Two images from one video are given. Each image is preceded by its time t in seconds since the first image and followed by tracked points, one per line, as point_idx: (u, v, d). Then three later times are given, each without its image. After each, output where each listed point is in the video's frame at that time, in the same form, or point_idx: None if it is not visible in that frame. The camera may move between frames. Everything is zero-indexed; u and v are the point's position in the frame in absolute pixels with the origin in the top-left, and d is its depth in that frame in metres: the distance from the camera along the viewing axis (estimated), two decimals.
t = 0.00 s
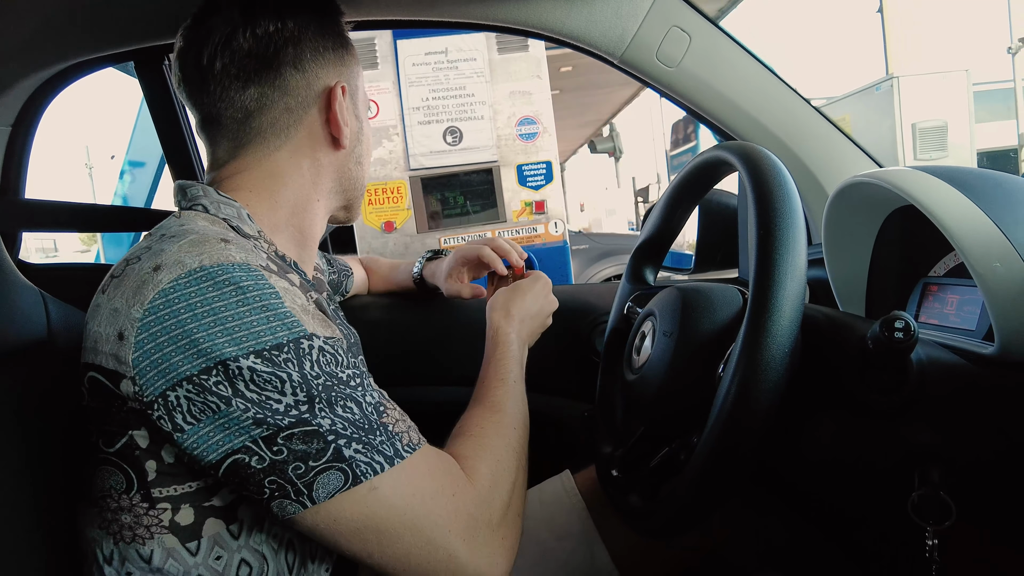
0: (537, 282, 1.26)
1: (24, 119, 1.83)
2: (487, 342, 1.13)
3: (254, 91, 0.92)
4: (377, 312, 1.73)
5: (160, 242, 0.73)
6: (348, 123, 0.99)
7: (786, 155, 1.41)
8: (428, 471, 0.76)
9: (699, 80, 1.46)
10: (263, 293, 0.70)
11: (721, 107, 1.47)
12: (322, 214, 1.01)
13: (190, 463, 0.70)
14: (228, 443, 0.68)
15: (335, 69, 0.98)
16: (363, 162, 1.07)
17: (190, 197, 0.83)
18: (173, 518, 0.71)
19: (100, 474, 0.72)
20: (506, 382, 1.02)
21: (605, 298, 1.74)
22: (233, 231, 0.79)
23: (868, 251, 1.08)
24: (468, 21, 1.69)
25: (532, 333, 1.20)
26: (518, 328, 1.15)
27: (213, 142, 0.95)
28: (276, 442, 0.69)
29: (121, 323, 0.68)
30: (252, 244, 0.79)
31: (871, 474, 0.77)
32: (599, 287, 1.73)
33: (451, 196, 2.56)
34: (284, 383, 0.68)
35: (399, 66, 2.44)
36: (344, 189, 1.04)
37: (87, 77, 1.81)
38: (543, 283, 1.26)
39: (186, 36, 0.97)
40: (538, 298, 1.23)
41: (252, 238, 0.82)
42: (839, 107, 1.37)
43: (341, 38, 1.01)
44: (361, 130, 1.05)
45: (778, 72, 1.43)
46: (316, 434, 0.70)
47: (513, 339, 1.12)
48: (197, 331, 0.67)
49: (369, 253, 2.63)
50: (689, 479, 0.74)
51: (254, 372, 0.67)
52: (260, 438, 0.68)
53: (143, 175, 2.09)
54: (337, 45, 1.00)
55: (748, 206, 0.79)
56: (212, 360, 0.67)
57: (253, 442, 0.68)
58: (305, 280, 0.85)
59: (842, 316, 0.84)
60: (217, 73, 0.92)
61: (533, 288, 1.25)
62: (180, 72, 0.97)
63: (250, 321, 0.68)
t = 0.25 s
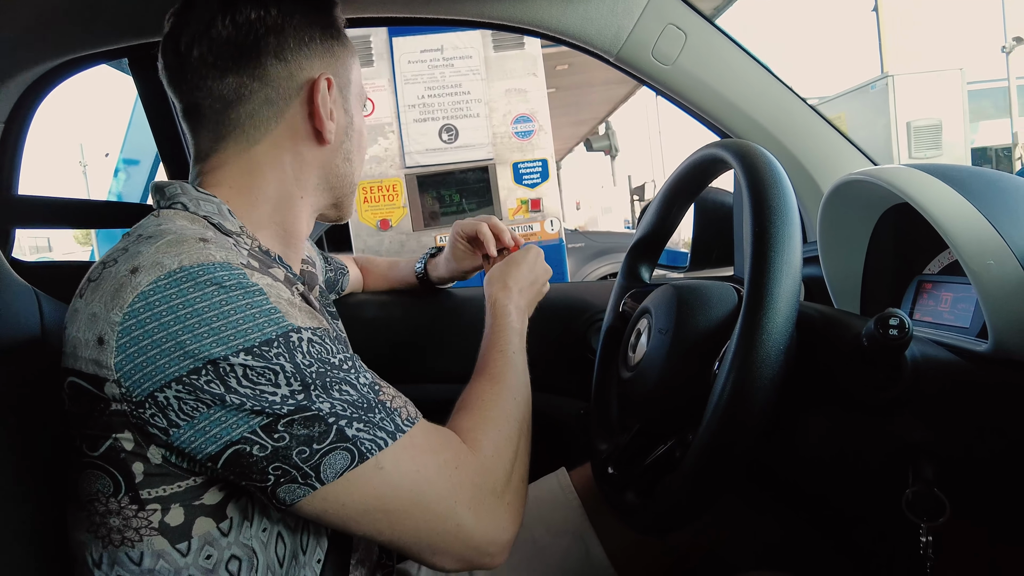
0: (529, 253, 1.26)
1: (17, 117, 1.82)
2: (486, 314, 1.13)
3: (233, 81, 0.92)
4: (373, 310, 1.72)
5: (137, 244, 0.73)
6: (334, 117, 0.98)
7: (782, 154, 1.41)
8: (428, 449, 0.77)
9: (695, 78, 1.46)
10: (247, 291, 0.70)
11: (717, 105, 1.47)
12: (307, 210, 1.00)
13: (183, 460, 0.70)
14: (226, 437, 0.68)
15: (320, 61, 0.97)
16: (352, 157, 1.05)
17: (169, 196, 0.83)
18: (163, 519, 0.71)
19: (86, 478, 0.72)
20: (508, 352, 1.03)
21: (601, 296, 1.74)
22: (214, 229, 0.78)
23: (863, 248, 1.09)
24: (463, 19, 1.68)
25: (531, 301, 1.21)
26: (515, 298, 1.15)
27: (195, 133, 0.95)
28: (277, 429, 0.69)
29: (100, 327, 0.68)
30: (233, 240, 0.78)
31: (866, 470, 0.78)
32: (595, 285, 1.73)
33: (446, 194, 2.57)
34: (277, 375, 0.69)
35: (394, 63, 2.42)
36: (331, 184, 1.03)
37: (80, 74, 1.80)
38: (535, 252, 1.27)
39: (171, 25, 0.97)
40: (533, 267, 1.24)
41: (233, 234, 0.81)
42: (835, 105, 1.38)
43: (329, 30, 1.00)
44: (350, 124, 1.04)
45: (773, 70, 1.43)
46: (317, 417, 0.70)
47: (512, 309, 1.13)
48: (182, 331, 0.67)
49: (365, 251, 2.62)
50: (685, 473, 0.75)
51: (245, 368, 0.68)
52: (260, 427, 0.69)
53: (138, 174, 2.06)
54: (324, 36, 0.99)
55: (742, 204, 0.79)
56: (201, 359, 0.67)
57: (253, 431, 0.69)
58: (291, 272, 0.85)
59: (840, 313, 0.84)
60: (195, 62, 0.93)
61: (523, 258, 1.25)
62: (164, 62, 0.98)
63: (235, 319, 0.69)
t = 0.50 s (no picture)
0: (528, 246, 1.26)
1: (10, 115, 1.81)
2: (485, 315, 1.14)
3: (206, 72, 0.90)
4: (368, 308, 1.72)
5: (125, 245, 0.72)
6: (310, 110, 0.93)
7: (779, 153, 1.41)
8: (422, 450, 0.77)
9: (692, 76, 1.46)
10: (239, 294, 0.70)
11: (715, 104, 1.47)
12: (291, 207, 0.98)
13: (173, 463, 0.70)
14: (219, 439, 0.68)
15: (299, 50, 0.92)
16: (341, 152, 1.00)
17: (157, 193, 0.83)
18: (158, 520, 0.70)
19: (80, 479, 0.71)
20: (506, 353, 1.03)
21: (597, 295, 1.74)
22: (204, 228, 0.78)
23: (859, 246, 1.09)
24: (460, 17, 1.68)
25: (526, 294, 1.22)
26: (511, 297, 1.15)
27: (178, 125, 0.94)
28: (270, 431, 0.69)
29: (89, 331, 0.68)
30: (223, 240, 0.78)
31: (860, 468, 0.78)
32: (591, 283, 1.74)
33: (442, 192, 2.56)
34: (270, 377, 0.69)
35: (391, 61, 2.41)
36: (316, 181, 0.99)
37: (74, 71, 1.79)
38: (533, 250, 1.26)
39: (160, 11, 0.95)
40: (529, 260, 1.24)
41: (223, 233, 0.81)
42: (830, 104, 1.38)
43: (313, 14, 0.94)
44: (341, 116, 0.98)
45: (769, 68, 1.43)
46: (310, 419, 0.70)
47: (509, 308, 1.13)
48: (173, 335, 0.67)
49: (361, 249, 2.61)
50: (684, 468, 0.74)
51: (238, 371, 0.68)
52: (253, 429, 0.69)
53: (133, 172, 2.05)
54: (305, 22, 0.92)
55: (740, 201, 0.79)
56: (192, 364, 0.67)
57: (246, 434, 0.69)
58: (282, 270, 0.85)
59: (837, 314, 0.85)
60: (170, 52, 0.91)
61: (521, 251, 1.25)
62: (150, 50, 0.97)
63: (227, 322, 0.68)
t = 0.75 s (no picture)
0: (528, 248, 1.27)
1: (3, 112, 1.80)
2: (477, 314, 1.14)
3: (171, 66, 0.90)
4: (364, 305, 1.72)
5: (106, 250, 0.72)
6: (269, 101, 0.91)
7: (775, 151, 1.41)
8: (412, 451, 0.77)
9: (688, 73, 1.46)
10: (222, 300, 0.70)
11: (710, 101, 1.47)
12: (268, 205, 0.97)
13: (157, 468, 0.70)
14: (203, 444, 0.68)
15: (259, 40, 0.89)
16: (312, 147, 0.97)
17: (140, 194, 0.82)
18: (146, 525, 0.70)
19: (67, 485, 0.71)
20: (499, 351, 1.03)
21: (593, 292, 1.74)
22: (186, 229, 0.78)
23: (854, 245, 1.08)
24: (455, 14, 1.68)
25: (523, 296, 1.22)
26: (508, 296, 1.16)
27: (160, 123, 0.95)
28: (255, 436, 0.69)
29: (70, 337, 0.68)
30: (206, 242, 0.78)
31: (854, 465, 0.78)
32: (587, 281, 1.74)
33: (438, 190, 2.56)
34: (254, 382, 0.69)
35: (386, 58, 2.43)
36: (288, 177, 0.96)
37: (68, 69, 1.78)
38: (533, 250, 1.27)
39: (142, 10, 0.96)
40: (528, 263, 1.25)
41: (208, 234, 0.81)
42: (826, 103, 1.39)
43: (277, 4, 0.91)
44: (310, 109, 0.95)
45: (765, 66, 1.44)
46: (296, 423, 0.70)
47: (504, 307, 1.13)
48: (153, 342, 0.67)
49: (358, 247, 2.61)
50: (678, 469, 0.75)
51: (221, 377, 0.68)
52: (238, 434, 0.69)
53: (128, 170, 2.04)
54: (268, 11, 0.90)
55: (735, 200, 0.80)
56: (174, 370, 0.67)
57: (230, 439, 0.69)
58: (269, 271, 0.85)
59: (830, 310, 0.84)
60: (140, 47, 0.92)
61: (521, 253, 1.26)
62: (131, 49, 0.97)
63: (208, 327, 0.68)
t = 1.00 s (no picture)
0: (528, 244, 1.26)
1: None
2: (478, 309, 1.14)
3: (189, 62, 0.89)
4: (361, 304, 1.72)
5: (103, 252, 0.72)
6: (295, 104, 0.92)
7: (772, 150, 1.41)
8: (413, 451, 0.77)
9: (685, 72, 1.46)
10: (220, 303, 0.70)
11: (707, 100, 1.47)
12: (279, 206, 0.96)
13: (156, 471, 0.70)
14: (204, 447, 0.68)
15: (285, 43, 0.91)
16: (328, 150, 0.98)
17: (137, 193, 0.82)
18: (144, 527, 0.70)
19: (64, 487, 0.71)
20: (500, 349, 1.02)
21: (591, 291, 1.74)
22: (184, 230, 0.78)
23: (851, 243, 1.09)
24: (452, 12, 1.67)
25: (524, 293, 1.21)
26: (509, 293, 1.15)
27: (162, 119, 0.93)
28: (256, 439, 0.69)
29: (68, 341, 0.68)
30: (204, 245, 0.77)
31: (850, 463, 0.78)
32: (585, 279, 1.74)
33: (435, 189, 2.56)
34: (255, 385, 0.69)
35: (383, 57, 2.44)
36: (302, 178, 0.97)
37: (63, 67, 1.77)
38: (532, 246, 1.26)
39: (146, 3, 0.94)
40: (528, 260, 1.24)
41: (205, 234, 0.80)
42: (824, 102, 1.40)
43: (299, 7, 0.92)
44: (327, 112, 0.97)
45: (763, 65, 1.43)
46: (297, 425, 0.70)
47: (505, 304, 1.13)
48: (152, 346, 0.67)
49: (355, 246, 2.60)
50: (674, 466, 0.75)
51: (222, 381, 0.68)
52: (239, 437, 0.69)
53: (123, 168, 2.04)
54: (291, 14, 0.91)
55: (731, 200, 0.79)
56: (173, 375, 0.67)
57: (231, 442, 0.69)
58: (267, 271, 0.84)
59: (826, 308, 0.84)
60: (150, 42, 0.90)
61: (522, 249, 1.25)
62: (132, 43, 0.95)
63: (206, 331, 0.68)
